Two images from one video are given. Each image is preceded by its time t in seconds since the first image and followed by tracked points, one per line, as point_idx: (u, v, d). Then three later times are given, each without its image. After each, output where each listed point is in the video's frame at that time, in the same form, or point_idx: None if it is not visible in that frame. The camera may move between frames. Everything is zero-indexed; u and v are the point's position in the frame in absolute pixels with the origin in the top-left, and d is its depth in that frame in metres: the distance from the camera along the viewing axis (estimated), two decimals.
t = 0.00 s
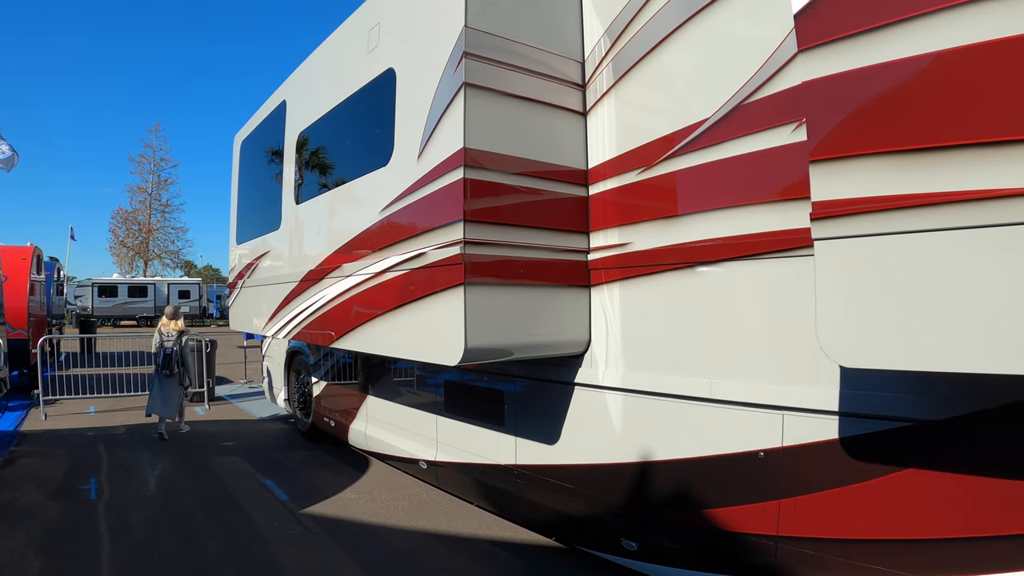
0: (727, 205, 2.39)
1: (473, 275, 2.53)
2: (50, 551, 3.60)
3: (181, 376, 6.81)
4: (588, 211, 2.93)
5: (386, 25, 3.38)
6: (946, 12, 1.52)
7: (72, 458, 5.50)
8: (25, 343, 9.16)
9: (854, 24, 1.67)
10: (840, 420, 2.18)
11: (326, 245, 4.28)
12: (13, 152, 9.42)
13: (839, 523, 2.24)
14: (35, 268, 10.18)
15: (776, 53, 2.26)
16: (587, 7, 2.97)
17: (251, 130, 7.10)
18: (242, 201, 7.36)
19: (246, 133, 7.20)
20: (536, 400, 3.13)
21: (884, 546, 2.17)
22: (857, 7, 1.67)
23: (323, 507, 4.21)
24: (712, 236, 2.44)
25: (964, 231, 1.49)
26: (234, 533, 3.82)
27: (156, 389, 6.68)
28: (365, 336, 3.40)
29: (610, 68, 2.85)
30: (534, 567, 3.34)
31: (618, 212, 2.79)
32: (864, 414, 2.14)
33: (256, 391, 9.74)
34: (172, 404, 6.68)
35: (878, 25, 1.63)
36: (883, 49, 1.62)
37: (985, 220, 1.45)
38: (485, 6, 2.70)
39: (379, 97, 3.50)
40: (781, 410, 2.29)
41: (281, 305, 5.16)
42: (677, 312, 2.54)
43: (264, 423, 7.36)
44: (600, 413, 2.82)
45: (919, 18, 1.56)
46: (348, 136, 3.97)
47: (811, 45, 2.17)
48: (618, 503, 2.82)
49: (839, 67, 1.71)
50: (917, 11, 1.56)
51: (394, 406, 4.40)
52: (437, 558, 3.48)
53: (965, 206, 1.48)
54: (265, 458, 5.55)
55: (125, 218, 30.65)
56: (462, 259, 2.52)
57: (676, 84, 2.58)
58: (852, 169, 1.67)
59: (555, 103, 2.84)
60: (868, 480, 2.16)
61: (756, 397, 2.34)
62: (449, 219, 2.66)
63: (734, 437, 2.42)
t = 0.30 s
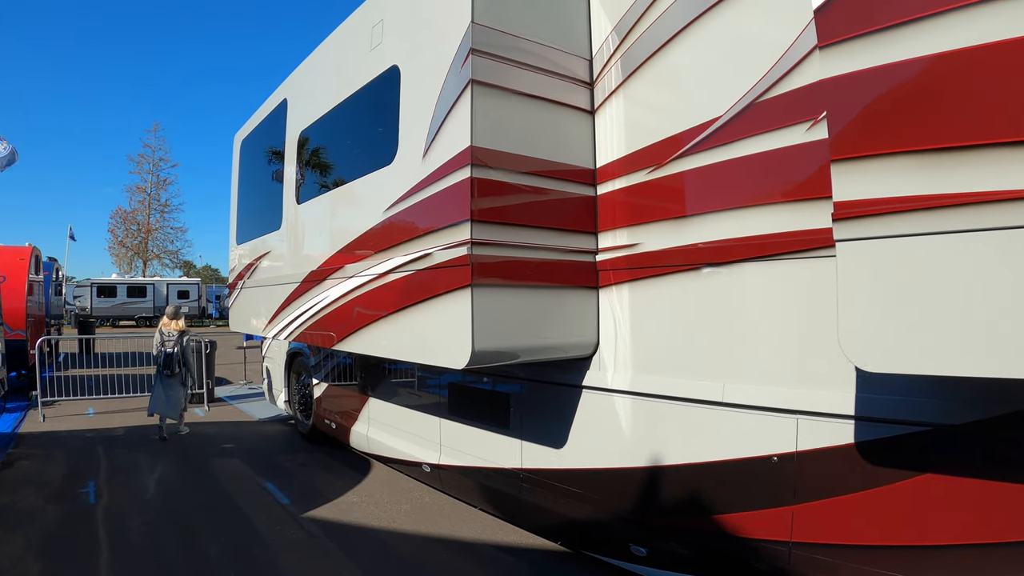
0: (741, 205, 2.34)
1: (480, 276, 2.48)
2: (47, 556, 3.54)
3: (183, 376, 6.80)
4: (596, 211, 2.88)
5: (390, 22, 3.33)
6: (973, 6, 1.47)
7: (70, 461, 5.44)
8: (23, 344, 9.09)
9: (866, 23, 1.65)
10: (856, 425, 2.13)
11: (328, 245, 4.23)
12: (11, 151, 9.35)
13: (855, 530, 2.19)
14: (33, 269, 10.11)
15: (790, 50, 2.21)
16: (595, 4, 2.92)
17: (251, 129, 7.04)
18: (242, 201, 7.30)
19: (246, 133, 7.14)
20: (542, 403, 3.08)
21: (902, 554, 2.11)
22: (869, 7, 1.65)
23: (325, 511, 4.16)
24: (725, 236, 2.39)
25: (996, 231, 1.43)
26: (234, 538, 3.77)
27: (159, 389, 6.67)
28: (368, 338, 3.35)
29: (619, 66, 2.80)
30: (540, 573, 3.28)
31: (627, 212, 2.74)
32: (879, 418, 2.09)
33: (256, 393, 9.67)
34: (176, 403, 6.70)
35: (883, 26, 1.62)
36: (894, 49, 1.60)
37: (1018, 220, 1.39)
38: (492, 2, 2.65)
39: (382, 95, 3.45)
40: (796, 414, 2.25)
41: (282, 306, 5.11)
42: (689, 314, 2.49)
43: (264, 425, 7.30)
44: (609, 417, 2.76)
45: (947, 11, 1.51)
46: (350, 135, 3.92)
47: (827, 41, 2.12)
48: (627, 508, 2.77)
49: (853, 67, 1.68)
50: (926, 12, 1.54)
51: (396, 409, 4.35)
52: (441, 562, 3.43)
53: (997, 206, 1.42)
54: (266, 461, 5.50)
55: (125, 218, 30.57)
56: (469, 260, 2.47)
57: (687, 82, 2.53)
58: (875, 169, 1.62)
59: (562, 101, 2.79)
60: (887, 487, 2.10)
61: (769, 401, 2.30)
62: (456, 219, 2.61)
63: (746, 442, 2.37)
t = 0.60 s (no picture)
0: (763, 203, 2.28)
1: (491, 277, 2.41)
2: (45, 562, 3.47)
3: (184, 377, 6.76)
4: (608, 210, 2.81)
5: (396, 16, 3.26)
6: None
7: (68, 464, 5.36)
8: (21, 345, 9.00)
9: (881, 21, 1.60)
10: (879, 430, 2.07)
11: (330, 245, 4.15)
12: (10, 151, 9.26)
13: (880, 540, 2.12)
14: (30, 269, 10.01)
15: (810, 47, 2.18)
16: None
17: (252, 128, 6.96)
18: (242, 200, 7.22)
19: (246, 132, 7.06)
20: (552, 406, 3.01)
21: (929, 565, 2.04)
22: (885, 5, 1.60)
23: (327, 516, 4.08)
24: (742, 236, 2.33)
25: None
26: (235, 543, 3.69)
27: (162, 390, 6.65)
28: (373, 340, 3.27)
29: (632, 61, 2.73)
30: None
31: (640, 212, 2.67)
32: (904, 424, 2.02)
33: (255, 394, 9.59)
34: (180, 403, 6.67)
35: (895, 25, 1.57)
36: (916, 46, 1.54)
37: None
38: None
39: (387, 93, 3.38)
40: (817, 418, 2.18)
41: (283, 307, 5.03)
42: (706, 316, 2.42)
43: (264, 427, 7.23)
44: (622, 422, 2.69)
45: None
46: (354, 133, 3.85)
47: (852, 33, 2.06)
48: (639, 515, 2.70)
49: (874, 63, 1.63)
50: (939, 11, 1.50)
51: (400, 412, 4.27)
52: (447, 569, 3.35)
53: None
54: (267, 464, 5.42)
55: (123, 218, 30.46)
56: (479, 261, 2.40)
57: (702, 78, 2.47)
58: (911, 167, 1.55)
59: (574, 97, 2.72)
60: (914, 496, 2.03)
61: (788, 406, 2.24)
62: (466, 217, 2.54)
63: (766, 447, 2.30)
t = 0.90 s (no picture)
0: (778, 201, 2.24)
1: (500, 276, 2.36)
2: (42, 567, 3.41)
3: (184, 377, 6.75)
4: (617, 208, 2.76)
5: (400, 11, 3.21)
6: None
7: (66, 466, 5.30)
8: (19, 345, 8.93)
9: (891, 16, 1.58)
10: (896, 431, 2.03)
11: (332, 244, 4.10)
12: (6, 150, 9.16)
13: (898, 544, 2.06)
14: (28, 269, 9.94)
15: (825, 41, 2.15)
16: None
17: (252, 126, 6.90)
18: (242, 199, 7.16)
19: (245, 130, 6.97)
20: (559, 407, 2.96)
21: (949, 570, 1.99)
22: (886, 5, 1.59)
23: (330, 519, 4.03)
24: (756, 234, 2.29)
25: None
26: (236, 548, 3.63)
27: (163, 391, 6.61)
28: (377, 341, 3.22)
29: (641, 57, 2.69)
30: None
31: (650, 210, 2.62)
32: (923, 425, 1.98)
33: (255, 395, 9.54)
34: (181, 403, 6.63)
35: (916, 19, 1.54)
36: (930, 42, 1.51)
37: None
38: None
39: (391, 89, 3.33)
40: (832, 419, 2.14)
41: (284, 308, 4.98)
42: (718, 316, 2.37)
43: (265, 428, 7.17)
44: (632, 423, 2.64)
45: None
46: (357, 131, 3.80)
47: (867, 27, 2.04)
48: (649, 519, 2.66)
49: (885, 60, 1.60)
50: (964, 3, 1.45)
51: (403, 413, 4.22)
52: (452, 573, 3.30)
53: None
54: (268, 466, 5.36)
55: (122, 218, 30.35)
56: (488, 259, 2.35)
57: (714, 75, 2.43)
58: (935, 164, 1.50)
59: (583, 93, 2.67)
60: (933, 500, 1.98)
61: (803, 407, 2.20)
62: (474, 215, 2.48)
63: (780, 449, 2.26)
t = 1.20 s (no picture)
0: (792, 198, 2.19)
1: (510, 275, 2.31)
2: (41, 570, 3.36)
3: (184, 377, 6.69)
4: (626, 206, 2.72)
5: (405, 7, 3.17)
6: None
7: (66, 468, 5.25)
8: (18, 346, 8.88)
9: (899, 16, 1.71)
10: (914, 432, 1.98)
11: (334, 243, 4.05)
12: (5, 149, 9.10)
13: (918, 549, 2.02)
14: (27, 269, 9.87)
15: (841, 34, 2.09)
16: None
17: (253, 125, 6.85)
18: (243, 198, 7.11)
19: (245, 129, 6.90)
20: (567, 408, 2.91)
21: None
22: None
23: (332, 522, 3.98)
24: (770, 231, 2.24)
25: None
26: (238, 551, 3.58)
27: (165, 391, 6.58)
28: (381, 341, 3.18)
29: (651, 53, 2.64)
30: None
31: (660, 208, 2.58)
32: (941, 424, 1.93)
33: (255, 395, 9.48)
34: (182, 403, 6.60)
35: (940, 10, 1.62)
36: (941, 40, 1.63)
37: None
38: None
39: (395, 86, 3.28)
40: (848, 420, 2.09)
41: (285, 308, 4.93)
42: (731, 316, 2.32)
43: (265, 429, 7.11)
44: (642, 425, 2.59)
45: None
46: (360, 128, 3.76)
47: (884, 19, 1.99)
48: (659, 521, 2.61)
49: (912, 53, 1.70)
50: None
51: (406, 414, 4.17)
52: None
53: None
54: (269, 467, 5.31)
55: (121, 218, 30.28)
56: (497, 258, 2.30)
57: (726, 70, 2.38)
58: (961, 155, 1.59)
59: (592, 89, 2.62)
60: (954, 503, 1.93)
61: (818, 408, 2.15)
62: (482, 211, 2.43)
63: (795, 450, 2.21)
